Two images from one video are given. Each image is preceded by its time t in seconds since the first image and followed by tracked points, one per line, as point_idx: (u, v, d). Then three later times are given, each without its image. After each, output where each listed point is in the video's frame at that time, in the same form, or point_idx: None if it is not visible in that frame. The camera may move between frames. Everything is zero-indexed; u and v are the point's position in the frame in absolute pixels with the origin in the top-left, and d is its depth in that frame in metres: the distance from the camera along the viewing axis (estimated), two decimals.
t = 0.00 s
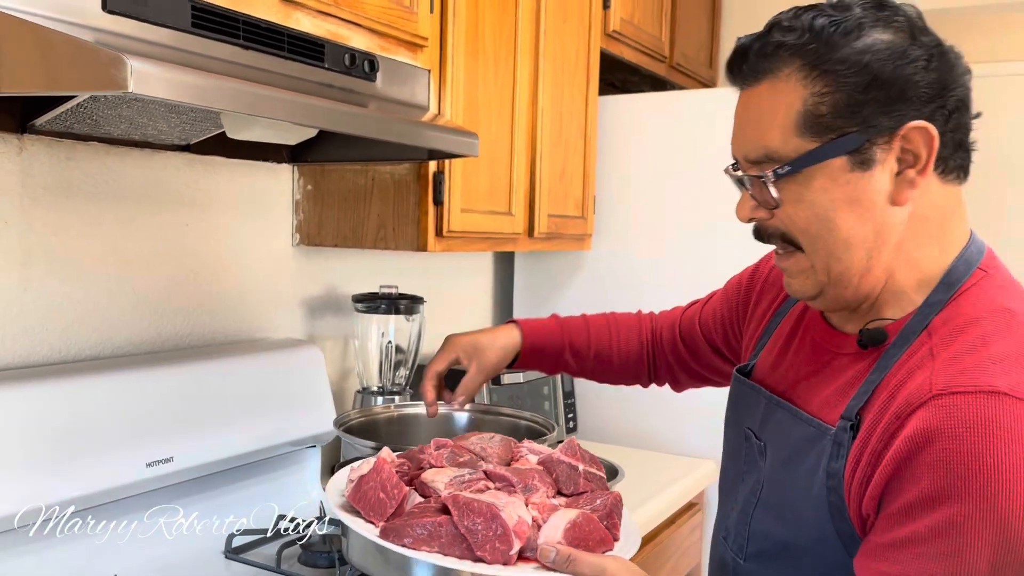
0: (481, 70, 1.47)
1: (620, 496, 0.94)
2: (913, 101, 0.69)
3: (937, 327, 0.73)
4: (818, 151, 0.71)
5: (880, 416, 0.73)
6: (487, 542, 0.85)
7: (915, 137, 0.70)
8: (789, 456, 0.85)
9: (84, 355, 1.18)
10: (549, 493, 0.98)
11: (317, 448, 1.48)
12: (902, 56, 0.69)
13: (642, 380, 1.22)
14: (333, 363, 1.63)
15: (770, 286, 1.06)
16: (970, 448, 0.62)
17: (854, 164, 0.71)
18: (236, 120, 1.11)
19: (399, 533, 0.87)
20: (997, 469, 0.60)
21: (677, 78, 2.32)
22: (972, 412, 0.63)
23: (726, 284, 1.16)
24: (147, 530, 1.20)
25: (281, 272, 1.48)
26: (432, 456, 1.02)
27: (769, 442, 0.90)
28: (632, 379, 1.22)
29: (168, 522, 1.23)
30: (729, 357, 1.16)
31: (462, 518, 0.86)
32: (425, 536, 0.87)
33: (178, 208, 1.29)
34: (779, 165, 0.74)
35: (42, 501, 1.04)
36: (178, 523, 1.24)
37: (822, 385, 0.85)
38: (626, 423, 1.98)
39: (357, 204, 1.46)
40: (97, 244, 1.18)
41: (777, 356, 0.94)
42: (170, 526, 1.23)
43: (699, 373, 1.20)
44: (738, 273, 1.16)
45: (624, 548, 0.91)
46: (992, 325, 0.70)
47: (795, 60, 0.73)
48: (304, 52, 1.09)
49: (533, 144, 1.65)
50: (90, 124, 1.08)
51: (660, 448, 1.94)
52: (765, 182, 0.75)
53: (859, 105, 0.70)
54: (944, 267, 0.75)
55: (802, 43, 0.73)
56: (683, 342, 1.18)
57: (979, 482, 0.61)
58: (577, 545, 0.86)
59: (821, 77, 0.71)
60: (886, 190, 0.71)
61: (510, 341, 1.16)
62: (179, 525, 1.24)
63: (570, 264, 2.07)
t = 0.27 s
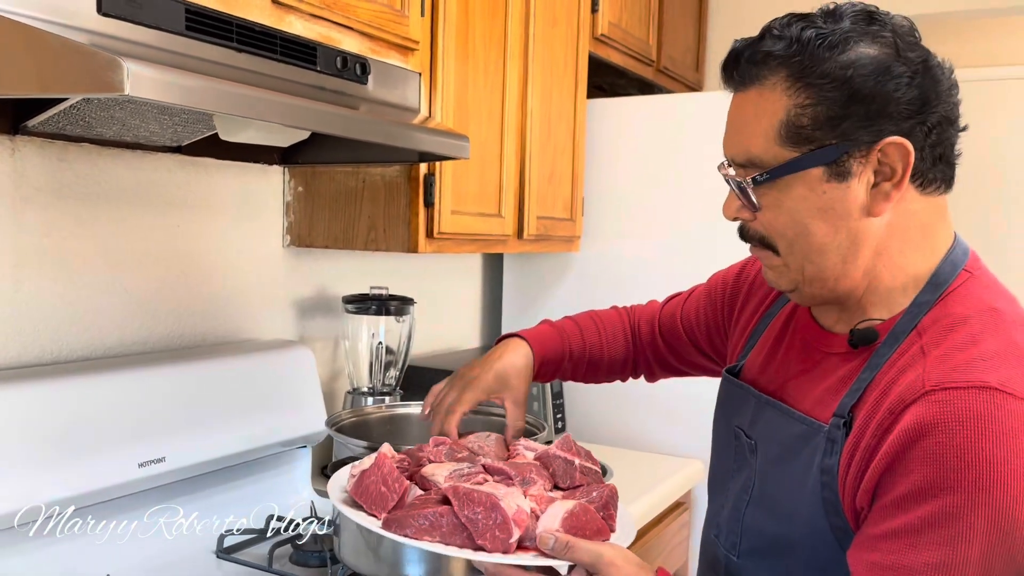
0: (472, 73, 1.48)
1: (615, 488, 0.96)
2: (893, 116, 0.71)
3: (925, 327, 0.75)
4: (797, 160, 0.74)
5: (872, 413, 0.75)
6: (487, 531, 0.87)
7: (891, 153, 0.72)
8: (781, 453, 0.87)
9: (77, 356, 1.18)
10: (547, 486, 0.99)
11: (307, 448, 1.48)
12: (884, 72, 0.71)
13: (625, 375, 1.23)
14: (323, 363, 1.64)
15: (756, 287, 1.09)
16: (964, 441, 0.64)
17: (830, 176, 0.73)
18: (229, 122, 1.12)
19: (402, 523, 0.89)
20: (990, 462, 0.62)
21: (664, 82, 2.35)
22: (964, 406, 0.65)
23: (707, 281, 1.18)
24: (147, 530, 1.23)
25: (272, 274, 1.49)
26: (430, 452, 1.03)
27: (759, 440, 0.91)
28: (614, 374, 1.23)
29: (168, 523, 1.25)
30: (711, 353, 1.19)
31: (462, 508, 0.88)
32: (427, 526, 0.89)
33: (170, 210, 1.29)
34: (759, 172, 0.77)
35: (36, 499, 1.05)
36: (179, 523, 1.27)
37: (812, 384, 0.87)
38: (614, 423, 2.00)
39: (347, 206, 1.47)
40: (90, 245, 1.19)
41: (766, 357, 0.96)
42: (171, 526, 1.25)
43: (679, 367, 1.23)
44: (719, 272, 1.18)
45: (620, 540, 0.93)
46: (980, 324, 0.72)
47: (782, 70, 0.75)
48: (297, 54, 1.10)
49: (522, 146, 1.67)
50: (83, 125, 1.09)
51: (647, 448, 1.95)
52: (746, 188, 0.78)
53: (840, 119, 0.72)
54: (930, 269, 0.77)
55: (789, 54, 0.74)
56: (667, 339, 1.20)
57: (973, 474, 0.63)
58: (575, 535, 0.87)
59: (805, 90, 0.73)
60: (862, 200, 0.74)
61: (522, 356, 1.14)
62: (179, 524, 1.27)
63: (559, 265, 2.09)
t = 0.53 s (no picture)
0: (467, 75, 1.49)
1: (615, 483, 0.98)
2: (894, 116, 0.73)
3: (920, 323, 0.77)
4: (798, 157, 0.75)
5: (868, 405, 0.76)
6: (486, 526, 0.88)
7: (892, 152, 0.73)
8: (778, 447, 0.89)
9: (73, 355, 1.19)
10: (546, 481, 1.01)
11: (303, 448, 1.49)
12: (889, 73, 0.72)
13: (625, 376, 1.25)
14: (318, 364, 1.64)
15: (756, 287, 1.10)
16: (958, 432, 0.65)
17: (832, 172, 0.75)
18: (228, 122, 1.12)
19: (402, 519, 0.91)
20: (982, 450, 0.64)
21: (656, 85, 2.37)
22: (957, 397, 0.67)
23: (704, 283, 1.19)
24: (148, 529, 1.23)
25: (267, 274, 1.49)
26: (432, 450, 1.06)
27: (756, 434, 0.93)
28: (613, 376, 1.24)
29: (169, 523, 1.26)
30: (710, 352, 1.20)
31: (461, 503, 0.90)
32: (427, 522, 0.91)
33: (167, 210, 1.30)
34: (761, 167, 0.79)
35: (34, 498, 1.05)
36: (179, 523, 1.27)
37: (810, 379, 0.89)
38: (606, 423, 2.02)
39: (342, 207, 1.48)
40: (86, 245, 1.19)
41: (764, 354, 0.97)
42: (171, 526, 1.26)
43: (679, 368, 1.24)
44: (720, 272, 1.19)
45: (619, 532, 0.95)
46: (975, 319, 0.74)
47: (787, 68, 0.76)
48: (295, 55, 1.11)
49: (517, 147, 1.68)
50: (81, 125, 1.09)
51: (640, 448, 1.97)
52: (749, 182, 0.80)
53: (843, 117, 0.73)
54: (923, 266, 0.79)
55: (795, 52, 0.76)
56: (665, 339, 1.21)
57: (966, 463, 0.64)
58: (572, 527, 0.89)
59: (809, 87, 0.74)
60: (862, 198, 0.75)
61: (521, 368, 1.15)
62: (179, 523, 1.27)
63: (552, 266, 2.10)
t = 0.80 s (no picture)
0: (463, 77, 1.50)
1: (608, 461, 0.97)
2: (859, 124, 0.73)
3: (907, 320, 0.78)
4: (767, 160, 0.78)
5: (852, 397, 0.77)
6: (474, 501, 0.88)
7: (857, 158, 0.74)
8: (763, 440, 0.90)
9: (70, 356, 1.19)
10: (540, 457, 1.02)
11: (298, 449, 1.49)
12: (855, 82, 0.73)
13: (624, 364, 1.26)
14: (313, 365, 1.64)
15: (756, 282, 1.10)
16: (936, 423, 0.67)
17: (800, 176, 0.77)
18: (227, 126, 1.13)
19: (394, 491, 0.90)
20: (958, 443, 0.65)
21: (650, 88, 2.38)
22: (935, 390, 0.68)
23: (711, 280, 1.20)
24: (148, 530, 1.24)
25: (263, 275, 1.50)
26: (431, 419, 1.09)
27: (744, 428, 0.94)
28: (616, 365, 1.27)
29: (169, 523, 1.27)
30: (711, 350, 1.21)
31: (451, 478, 0.89)
32: (418, 495, 0.90)
33: (163, 211, 1.30)
34: (734, 167, 0.83)
35: (30, 499, 1.05)
36: (179, 523, 1.28)
37: (797, 374, 0.90)
38: (600, 425, 2.02)
39: (338, 208, 1.48)
40: (82, 246, 1.19)
41: (756, 352, 0.98)
42: (171, 526, 1.27)
43: (681, 364, 1.25)
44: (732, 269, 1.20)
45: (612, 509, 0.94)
46: (960, 318, 0.75)
47: (763, 75, 0.79)
48: (292, 58, 1.11)
49: (512, 150, 1.69)
50: (79, 126, 1.09)
51: (633, 450, 1.98)
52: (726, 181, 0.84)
53: (808, 124, 0.75)
54: (915, 264, 0.80)
55: (770, 61, 0.78)
56: (666, 330, 1.22)
57: (942, 453, 0.66)
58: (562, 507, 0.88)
59: (778, 94, 0.77)
60: (829, 202, 0.77)
61: (519, 321, 1.22)
62: (179, 523, 1.28)
63: (546, 268, 2.11)
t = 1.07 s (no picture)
0: (459, 81, 1.51)
1: (606, 453, 0.99)
2: (849, 121, 0.75)
3: (891, 317, 0.79)
4: (760, 158, 0.79)
5: (838, 391, 0.78)
6: (476, 486, 0.89)
7: (848, 154, 0.76)
8: (755, 436, 0.91)
9: (67, 358, 1.19)
10: (539, 449, 1.03)
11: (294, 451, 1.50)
12: (844, 81, 0.75)
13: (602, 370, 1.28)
14: (309, 367, 1.65)
15: (742, 288, 1.12)
16: (918, 414, 0.68)
17: (792, 173, 0.78)
18: (225, 127, 1.14)
19: (396, 476, 0.92)
20: (941, 432, 0.66)
21: (645, 93, 2.39)
22: (919, 382, 0.69)
23: (703, 284, 1.21)
24: (149, 529, 1.24)
25: (260, 278, 1.50)
26: (431, 413, 1.10)
27: (736, 426, 0.95)
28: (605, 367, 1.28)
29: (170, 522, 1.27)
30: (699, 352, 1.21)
31: (453, 464, 0.91)
32: (420, 480, 0.92)
33: (161, 213, 1.30)
34: (728, 168, 0.83)
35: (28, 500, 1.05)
36: (179, 523, 1.28)
37: (788, 373, 0.90)
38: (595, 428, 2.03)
39: (335, 211, 1.49)
40: (80, 248, 1.19)
41: (748, 353, 0.99)
42: (171, 525, 1.27)
43: (670, 367, 1.26)
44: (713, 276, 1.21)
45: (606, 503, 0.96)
46: (943, 313, 0.76)
47: (754, 77, 0.80)
48: (290, 61, 1.12)
49: (508, 153, 1.69)
50: (77, 129, 1.10)
51: (628, 453, 1.98)
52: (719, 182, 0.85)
53: (800, 122, 0.77)
54: (897, 264, 0.82)
55: (760, 64, 0.80)
56: (645, 337, 1.24)
57: (925, 442, 0.67)
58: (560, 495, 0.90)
59: (770, 95, 0.78)
60: (822, 198, 0.78)
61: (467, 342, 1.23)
62: (179, 523, 1.28)
63: (542, 272, 2.12)
